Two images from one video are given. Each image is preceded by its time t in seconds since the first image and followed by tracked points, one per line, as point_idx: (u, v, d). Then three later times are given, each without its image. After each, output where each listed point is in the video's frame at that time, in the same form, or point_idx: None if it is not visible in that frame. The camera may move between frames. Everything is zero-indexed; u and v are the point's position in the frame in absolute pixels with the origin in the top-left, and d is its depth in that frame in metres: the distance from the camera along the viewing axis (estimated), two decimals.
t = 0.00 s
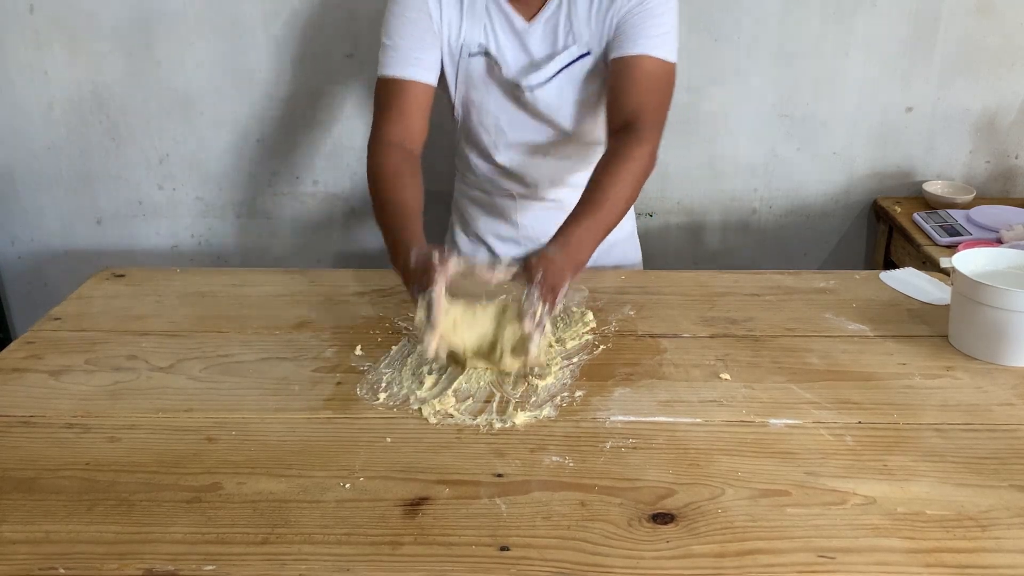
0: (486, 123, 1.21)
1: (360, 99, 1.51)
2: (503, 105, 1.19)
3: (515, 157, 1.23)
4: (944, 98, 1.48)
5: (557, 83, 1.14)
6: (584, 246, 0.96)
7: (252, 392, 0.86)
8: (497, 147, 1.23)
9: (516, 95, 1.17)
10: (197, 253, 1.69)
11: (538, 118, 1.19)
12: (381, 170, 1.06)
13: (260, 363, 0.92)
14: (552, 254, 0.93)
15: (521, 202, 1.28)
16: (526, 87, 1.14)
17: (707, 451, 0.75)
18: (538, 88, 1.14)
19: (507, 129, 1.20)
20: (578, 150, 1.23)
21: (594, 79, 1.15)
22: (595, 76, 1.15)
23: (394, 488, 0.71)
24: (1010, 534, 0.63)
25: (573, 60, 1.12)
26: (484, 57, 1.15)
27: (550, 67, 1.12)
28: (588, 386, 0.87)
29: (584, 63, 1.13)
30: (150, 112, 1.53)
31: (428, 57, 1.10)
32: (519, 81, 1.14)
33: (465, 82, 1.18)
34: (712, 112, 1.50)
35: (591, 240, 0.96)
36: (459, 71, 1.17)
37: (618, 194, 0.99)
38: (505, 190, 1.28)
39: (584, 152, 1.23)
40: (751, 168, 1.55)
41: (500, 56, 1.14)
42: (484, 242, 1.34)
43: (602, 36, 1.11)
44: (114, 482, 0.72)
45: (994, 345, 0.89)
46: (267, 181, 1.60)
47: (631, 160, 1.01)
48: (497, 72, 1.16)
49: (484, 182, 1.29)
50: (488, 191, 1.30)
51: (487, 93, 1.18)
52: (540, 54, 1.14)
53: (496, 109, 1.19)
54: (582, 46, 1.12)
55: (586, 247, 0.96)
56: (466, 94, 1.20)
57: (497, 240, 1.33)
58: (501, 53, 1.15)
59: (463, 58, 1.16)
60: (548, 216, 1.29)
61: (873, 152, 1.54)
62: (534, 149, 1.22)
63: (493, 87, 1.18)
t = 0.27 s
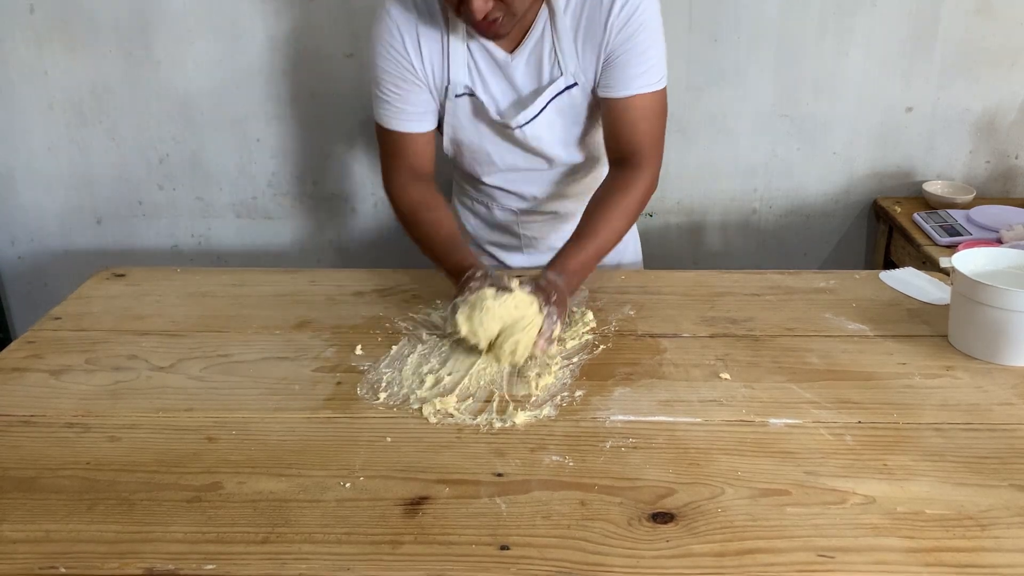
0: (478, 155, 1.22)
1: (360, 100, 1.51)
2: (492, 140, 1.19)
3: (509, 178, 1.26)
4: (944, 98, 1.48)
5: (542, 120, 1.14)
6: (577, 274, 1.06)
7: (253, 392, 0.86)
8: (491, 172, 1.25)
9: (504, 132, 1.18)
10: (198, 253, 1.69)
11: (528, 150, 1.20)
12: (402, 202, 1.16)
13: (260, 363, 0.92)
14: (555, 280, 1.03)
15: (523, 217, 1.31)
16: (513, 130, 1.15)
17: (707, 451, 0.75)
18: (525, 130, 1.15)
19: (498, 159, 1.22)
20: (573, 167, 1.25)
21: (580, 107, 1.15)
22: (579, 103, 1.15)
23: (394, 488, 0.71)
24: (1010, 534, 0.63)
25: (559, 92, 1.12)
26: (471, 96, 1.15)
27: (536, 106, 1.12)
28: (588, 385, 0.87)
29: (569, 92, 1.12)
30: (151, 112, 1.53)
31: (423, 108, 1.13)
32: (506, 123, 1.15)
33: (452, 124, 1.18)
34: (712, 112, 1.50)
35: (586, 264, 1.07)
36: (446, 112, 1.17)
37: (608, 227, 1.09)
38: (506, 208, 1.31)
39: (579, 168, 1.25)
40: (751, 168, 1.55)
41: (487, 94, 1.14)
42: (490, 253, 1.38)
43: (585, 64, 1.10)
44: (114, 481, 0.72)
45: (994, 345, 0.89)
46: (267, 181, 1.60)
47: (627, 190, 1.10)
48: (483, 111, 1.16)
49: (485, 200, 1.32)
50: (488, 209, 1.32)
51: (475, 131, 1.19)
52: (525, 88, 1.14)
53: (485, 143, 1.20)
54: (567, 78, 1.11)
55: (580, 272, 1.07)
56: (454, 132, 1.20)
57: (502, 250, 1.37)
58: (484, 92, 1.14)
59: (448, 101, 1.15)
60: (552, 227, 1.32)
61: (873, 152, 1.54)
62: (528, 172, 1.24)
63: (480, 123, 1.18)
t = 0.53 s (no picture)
0: (485, 117, 1.22)
1: (360, 99, 1.51)
2: (503, 97, 1.20)
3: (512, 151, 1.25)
4: (944, 98, 1.48)
5: (555, 72, 1.16)
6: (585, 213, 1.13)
7: (253, 392, 0.86)
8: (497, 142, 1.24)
9: (516, 87, 1.19)
10: (198, 253, 1.69)
11: (538, 109, 1.20)
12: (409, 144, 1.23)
13: (260, 363, 0.92)
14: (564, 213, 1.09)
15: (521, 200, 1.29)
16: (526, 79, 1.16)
17: (707, 451, 0.75)
18: (537, 80, 1.16)
19: (506, 123, 1.22)
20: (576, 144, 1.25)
21: (591, 70, 1.19)
22: (592, 65, 1.18)
23: (394, 487, 0.71)
24: (1010, 534, 0.63)
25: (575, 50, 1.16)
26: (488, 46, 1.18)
27: (551, 56, 1.15)
28: (588, 385, 0.87)
29: (585, 53, 1.17)
30: (151, 112, 1.53)
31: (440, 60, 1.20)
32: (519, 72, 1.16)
33: (465, 74, 1.20)
34: (711, 112, 1.50)
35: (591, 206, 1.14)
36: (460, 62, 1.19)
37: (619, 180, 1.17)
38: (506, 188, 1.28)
39: (581, 145, 1.25)
40: (751, 168, 1.55)
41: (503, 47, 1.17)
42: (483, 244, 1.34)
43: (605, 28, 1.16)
44: (114, 482, 0.72)
45: (994, 345, 0.89)
46: (266, 180, 1.60)
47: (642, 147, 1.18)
48: (498, 63, 1.18)
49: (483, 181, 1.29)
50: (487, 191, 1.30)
51: (488, 85, 1.20)
52: (541, 44, 1.17)
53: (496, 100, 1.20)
54: (586, 36, 1.15)
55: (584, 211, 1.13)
56: (465, 87, 1.21)
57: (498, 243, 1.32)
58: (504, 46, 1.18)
59: (465, 48, 1.18)
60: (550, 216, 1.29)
61: (873, 152, 1.54)
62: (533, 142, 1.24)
63: (494, 76, 1.20)
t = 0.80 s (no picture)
0: (488, 105, 1.24)
1: (360, 100, 1.51)
2: (505, 87, 1.21)
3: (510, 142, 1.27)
4: (944, 98, 1.48)
5: (557, 65, 1.16)
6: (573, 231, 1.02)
7: (253, 392, 0.86)
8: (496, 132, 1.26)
9: (518, 78, 1.20)
10: (198, 253, 1.69)
11: (536, 103, 1.21)
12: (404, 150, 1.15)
13: (260, 363, 0.92)
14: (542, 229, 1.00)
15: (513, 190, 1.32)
16: (528, 69, 1.16)
17: (707, 451, 0.75)
18: (539, 72, 1.16)
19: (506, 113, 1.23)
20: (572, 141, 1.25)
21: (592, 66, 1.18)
22: (593, 62, 1.18)
23: (394, 487, 0.71)
24: (1010, 534, 0.63)
25: (575, 45, 1.16)
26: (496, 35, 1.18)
27: (556, 46, 1.14)
28: (588, 386, 0.87)
29: (586, 49, 1.16)
30: (151, 111, 1.53)
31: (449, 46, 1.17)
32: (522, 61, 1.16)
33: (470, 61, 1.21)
34: (711, 111, 1.50)
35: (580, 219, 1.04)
36: (468, 49, 1.20)
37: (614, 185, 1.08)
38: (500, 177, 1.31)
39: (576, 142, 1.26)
40: (751, 168, 1.55)
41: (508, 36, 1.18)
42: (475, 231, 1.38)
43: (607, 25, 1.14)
44: (114, 481, 0.72)
45: (993, 345, 0.89)
46: (266, 180, 1.60)
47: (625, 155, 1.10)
48: (505, 52, 1.19)
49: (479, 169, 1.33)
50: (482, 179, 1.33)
51: (492, 74, 1.21)
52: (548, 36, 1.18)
53: (499, 90, 1.22)
54: (586, 32, 1.15)
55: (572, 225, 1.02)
56: (472, 74, 1.22)
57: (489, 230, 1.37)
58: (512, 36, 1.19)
59: (473, 36, 1.19)
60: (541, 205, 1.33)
61: (873, 152, 1.54)
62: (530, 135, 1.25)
63: (499, 67, 1.20)
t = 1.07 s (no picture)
0: (470, 136, 1.21)
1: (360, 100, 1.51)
2: (486, 118, 1.19)
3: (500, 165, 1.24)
4: (944, 98, 1.48)
5: (536, 98, 1.14)
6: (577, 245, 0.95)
7: (253, 392, 0.86)
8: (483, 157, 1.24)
9: (499, 111, 1.17)
10: (198, 253, 1.69)
11: (521, 131, 1.19)
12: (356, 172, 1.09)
13: (260, 363, 0.92)
14: (548, 249, 0.92)
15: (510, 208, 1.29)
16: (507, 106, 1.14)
17: (707, 451, 0.75)
18: (519, 108, 1.14)
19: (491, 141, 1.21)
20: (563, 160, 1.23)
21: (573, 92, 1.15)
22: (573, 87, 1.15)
23: (394, 488, 0.71)
24: (1010, 534, 0.63)
25: (552, 74, 1.13)
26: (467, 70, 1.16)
27: (530, 83, 1.12)
28: (588, 386, 0.87)
29: (563, 75, 1.13)
30: (150, 112, 1.53)
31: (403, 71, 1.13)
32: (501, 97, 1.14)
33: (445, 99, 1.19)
34: (711, 111, 1.50)
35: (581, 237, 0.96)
36: (441, 86, 1.18)
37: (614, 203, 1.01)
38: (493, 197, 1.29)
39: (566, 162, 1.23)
40: (751, 168, 1.55)
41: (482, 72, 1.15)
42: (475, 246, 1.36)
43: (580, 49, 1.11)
44: (114, 481, 0.72)
45: (994, 345, 0.89)
46: (266, 180, 1.59)
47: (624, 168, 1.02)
48: (480, 87, 1.16)
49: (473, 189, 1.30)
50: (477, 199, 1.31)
51: (471, 108, 1.18)
52: (521, 67, 1.14)
53: (481, 121, 1.19)
54: (560, 58, 1.12)
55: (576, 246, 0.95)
56: (449, 108, 1.20)
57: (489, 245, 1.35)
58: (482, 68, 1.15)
59: (446, 72, 1.16)
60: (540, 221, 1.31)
61: (873, 151, 1.54)
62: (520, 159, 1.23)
63: (477, 100, 1.18)
